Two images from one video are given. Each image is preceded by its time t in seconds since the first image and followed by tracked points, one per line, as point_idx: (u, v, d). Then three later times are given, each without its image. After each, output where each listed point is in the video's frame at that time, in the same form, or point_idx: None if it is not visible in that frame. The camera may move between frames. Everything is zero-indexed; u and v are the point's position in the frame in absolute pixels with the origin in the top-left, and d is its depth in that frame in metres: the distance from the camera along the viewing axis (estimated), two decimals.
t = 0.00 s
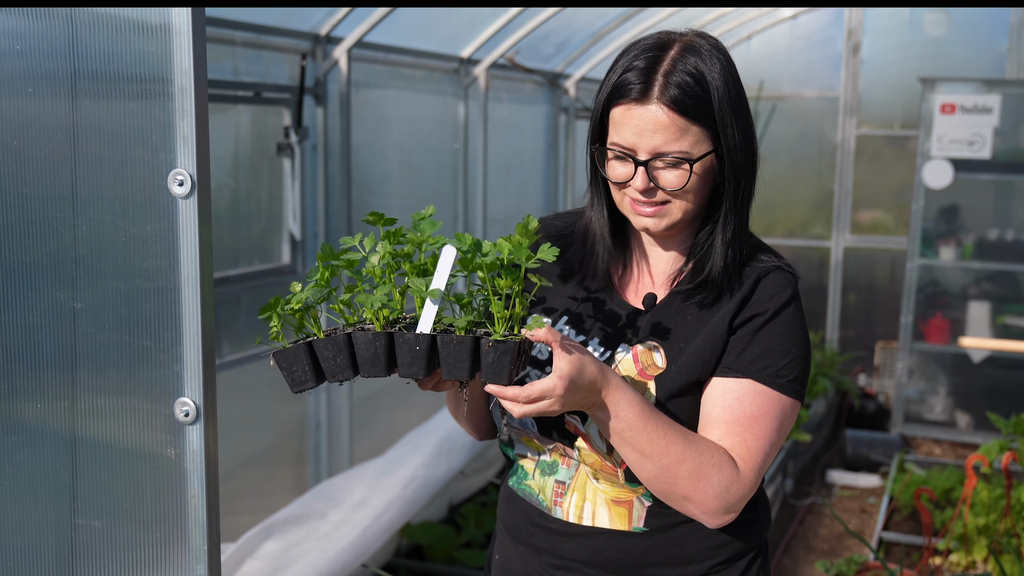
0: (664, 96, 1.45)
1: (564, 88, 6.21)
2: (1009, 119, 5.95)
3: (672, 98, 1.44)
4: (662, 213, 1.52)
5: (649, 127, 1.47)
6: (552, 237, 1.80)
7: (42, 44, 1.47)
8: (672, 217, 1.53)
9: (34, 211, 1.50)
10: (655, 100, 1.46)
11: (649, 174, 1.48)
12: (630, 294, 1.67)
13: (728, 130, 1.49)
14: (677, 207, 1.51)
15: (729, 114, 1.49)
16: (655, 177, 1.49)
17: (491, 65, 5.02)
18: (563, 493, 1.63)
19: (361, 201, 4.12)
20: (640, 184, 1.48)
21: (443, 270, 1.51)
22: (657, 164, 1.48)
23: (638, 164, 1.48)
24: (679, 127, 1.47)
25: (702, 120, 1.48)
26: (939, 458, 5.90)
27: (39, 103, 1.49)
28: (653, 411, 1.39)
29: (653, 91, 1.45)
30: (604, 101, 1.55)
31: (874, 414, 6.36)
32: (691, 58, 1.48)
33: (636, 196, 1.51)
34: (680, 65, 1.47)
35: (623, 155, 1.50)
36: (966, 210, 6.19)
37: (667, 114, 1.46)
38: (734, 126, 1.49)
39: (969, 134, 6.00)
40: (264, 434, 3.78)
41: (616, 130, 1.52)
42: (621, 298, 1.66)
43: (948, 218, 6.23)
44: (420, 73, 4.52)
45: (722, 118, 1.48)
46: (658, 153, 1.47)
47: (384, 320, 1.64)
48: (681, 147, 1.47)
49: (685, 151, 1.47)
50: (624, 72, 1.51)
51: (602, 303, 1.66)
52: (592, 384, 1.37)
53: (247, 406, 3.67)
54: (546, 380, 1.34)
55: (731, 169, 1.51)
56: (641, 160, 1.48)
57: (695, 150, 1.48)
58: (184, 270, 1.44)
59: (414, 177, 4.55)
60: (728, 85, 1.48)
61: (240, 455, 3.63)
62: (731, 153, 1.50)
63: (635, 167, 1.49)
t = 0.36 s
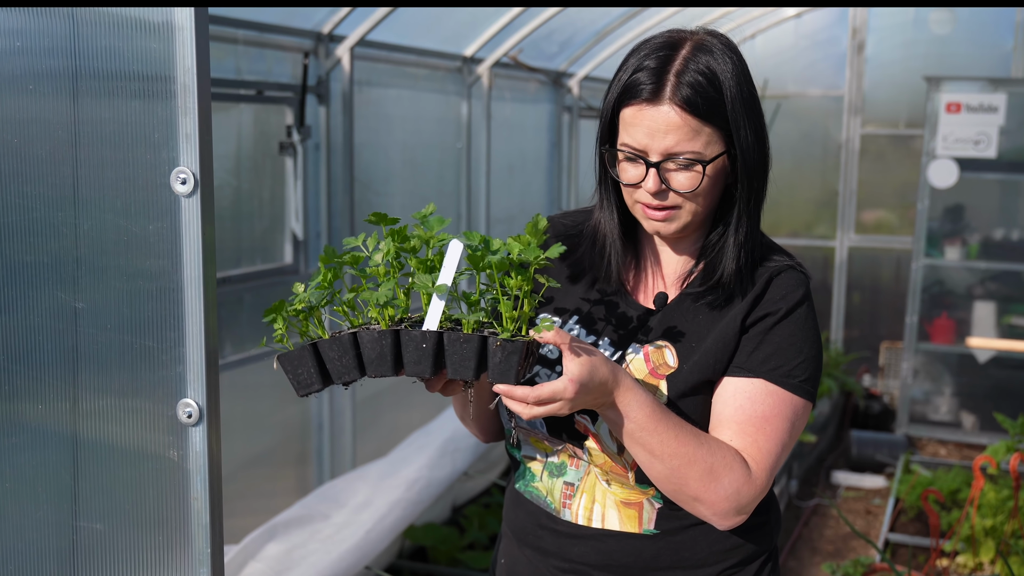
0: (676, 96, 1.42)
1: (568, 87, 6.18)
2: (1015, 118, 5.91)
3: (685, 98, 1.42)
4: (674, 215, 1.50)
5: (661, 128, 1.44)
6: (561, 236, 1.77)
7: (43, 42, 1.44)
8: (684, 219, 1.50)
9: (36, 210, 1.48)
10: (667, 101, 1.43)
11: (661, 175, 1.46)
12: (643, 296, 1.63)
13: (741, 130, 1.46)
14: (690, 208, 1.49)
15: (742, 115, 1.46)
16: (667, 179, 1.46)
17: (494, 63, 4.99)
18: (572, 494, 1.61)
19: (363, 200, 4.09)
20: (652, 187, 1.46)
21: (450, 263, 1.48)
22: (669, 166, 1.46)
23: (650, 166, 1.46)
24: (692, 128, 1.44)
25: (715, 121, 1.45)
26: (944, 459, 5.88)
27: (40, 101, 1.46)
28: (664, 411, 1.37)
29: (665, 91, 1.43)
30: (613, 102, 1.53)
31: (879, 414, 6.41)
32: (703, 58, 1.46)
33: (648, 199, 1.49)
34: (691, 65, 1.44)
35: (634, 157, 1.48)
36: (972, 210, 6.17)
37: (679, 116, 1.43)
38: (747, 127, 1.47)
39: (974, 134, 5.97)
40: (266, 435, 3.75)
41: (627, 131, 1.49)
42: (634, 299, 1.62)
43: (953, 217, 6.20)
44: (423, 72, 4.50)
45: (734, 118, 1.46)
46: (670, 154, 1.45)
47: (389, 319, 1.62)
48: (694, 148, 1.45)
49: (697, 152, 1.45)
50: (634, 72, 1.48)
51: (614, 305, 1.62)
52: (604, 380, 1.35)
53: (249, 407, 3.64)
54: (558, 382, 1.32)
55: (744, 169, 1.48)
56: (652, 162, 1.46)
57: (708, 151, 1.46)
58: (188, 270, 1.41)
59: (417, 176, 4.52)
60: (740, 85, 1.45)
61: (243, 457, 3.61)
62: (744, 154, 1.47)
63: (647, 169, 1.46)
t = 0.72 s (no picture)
0: (694, 99, 1.39)
1: (573, 86, 6.15)
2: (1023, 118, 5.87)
3: (702, 101, 1.39)
4: (692, 218, 1.47)
5: (678, 131, 1.41)
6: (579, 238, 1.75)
7: (48, 40, 1.40)
8: (702, 222, 1.47)
9: (41, 209, 1.44)
10: (684, 104, 1.40)
11: (679, 179, 1.43)
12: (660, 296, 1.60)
13: (759, 132, 1.44)
14: (708, 212, 1.46)
15: (759, 116, 1.44)
16: (685, 183, 1.43)
17: (500, 62, 4.96)
18: (589, 498, 1.58)
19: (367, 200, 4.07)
20: (671, 190, 1.43)
21: (465, 270, 1.46)
22: (687, 169, 1.43)
23: (667, 169, 1.43)
24: (709, 131, 1.41)
25: (732, 123, 1.43)
26: (951, 460, 5.84)
27: (46, 99, 1.42)
28: (683, 414, 1.35)
29: (683, 94, 1.40)
30: (628, 105, 1.50)
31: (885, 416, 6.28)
32: (719, 59, 1.43)
33: (665, 202, 1.46)
34: (707, 66, 1.41)
35: (651, 160, 1.45)
36: (979, 210, 6.13)
37: (697, 118, 1.40)
38: (765, 128, 1.44)
39: (981, 133, 5.94)
40: (271, 436, 3.72)
41: (643, 135, 1.46)
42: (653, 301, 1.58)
43: (960, 218, 6.17)
44: (429, 71, 4.47)
45: (752, 119, 1.43)
46: (688, 157, 1.42)
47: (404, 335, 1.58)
48: (712, 151, 1.42)
49: (715, 155, 1.42)
50: (650, 75, 1.46)
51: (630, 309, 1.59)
52: (625, 385, 1.33)
53: (254, 408, 3.61)
54: (583, 392, 1.29)
55: (763, 171, 1.46)
56: (670, 165, 1.43)
57: (726, 154, 1.43)
58: (196, 270, 1.38)
59: (423, 177, 4.50)
60: (757, 85, 1.43)
61: (247, 459, 3.58)
62: (762, 156, 1.45)
63: (664, 172, 1.43)
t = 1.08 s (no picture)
0: (693, 99, 1.37)
1: (576, 85, 6.12)
2: None
3: (702, 102, 1.37)
4: (694, 219, 1.45)
5: (678, 133, 1.40)
6: (575, 238, 1.72)
7: (39, 36, 1.39)
8: (704, 223, 1.46)
9: (32, 208, 1.42)
10: (684, 105, 1.38)
11: (679, 180, 1.41)
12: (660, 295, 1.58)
13: (759, 131, 1.42)
14: (710, 212, 1.44)
15: (760, 115, 1.41)
16: (686, 184, 1.41)
17: (501, 61, 4.94)
18: (588, 500, 1.56)
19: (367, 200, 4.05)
20: (672, 192, 1.41)
21: (454, 278, 1.44)
22: (688, 170, 1.41)
23: (668, 171, 1.41)
24: (709, 131, 1.39)
25: (732, 123, 1.40)
26: (956, 462, 5.81)
27: (37, 95, 1.40)
28: (686, 414, 1.33)
29: (682, 95, 1.38)
30: (628, 105, 1.48)
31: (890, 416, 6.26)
32: (719, 58, 1.40)
33: (666, 204, 1.44)
34: (706, 65, 1.39)
35: (652, 162, 1.43)
36: (983, 210, 6.10)
37: (696, 120, 1.38)
38: (765, 127, 1.42)
39: (986, 132, 5.91)
40: (271, 438, 3.70)
41: (643, 135, 1.45)
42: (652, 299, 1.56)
43: (965, 217, 6.14)
44: (430, 70, 4.45)
45: (753, 119, 1.41)
46: (689, 159, 1.40)
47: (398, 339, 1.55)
48: (712, 152, 1.40)
49: (716, 156, 1.40)
50: (649, 75, 1.43)
51: (630, 309, 1.57)
52: (626, 382, 1.30)
53: (253, 409, 3.59)
54: (584, 386, 1.26)
55: (765, 170, 1.43)
56: (671, 166, 1.41)
57: (726, 154, 1.41)
58: (189, 269, 1.37)
59: (424, 176, 4.48)
60: (757, 84, 1.40)
61: (246, 460, 3.56)
62: (763, 156, 1.43)
63: (665, 174, 1.42)
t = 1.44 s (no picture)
0: (690, 101, 1.36)
1: (581, 85, 6.10)
2: None
3: (699, 103, 1.35)
4: (694, 221, 1.44)
5: (677, 135, 1.38)
6: (576, 239, 1.70)
7: (37, 36, 1.38)
8: (704, 224, 1.44)
9: (31, 209, 1.41)
10: (681, 107, 1.37)
11: (678, 182, 1.39)
12: (662, 297, 1.57)
13: (758, 132, 1.39)
14: (710, 214, 1.43)
15: (759, 116, 1.39)
16: (685, 185, 1.40)
17: (506, 61, 4.93)
18: (590, 503, 1.54)
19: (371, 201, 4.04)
20: (670, 194, 1.40)
21: (450, 295, 1.44)
22: (686, 173, 1.39)
23: (666, 173, 1.40)
24: (708, 133, 1.38)
25: (731, 124, 1.38)
26: (964, 464, 5.77)
27: (35, 96, 1.39)
28: (681, 419, 1.32)
29: (679, 97, 1.36)
30: (626, 107, 1.46)
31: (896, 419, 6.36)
32: (716, 59, 1.38)
33: (666, 206, 1.43)
34: (704, 66, 1.37)
35: (651, 164, 1.42)
36: (991, 210, 6.06)
37: (694, 121, 1.37)
38: (765, 128, 1.40)
39: (994, 133, 5.86)
40: (274, 440, 3.69)
41: (641, 138, 1.43)
42: (654, 302, 1.55)
43: (973, 218, 6.10)
44: (434, 70, 4.44)
45: (751, 120, 1.39)
46: (687, 161, 1.39)
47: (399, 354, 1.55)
48: (711, 154, 1.38)
49: (715, 157, 1.39)
50: (647, 76, 1.42)
51: (632, 314, 1.55)
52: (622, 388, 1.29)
53: (257, 411, 3.58)
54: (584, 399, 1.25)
55: (765, 171, 1.41)
56: (669, 169, 1.40)
57: (725, 155, 1.40)
58: (188, 271, 1.35)
59: (428, 176, 4.46)
60: (756, 84, 1.38)
61: (249, 462, 3.54)
62: (762, 157, 1.41)
63: (664, 175, 1.41)
